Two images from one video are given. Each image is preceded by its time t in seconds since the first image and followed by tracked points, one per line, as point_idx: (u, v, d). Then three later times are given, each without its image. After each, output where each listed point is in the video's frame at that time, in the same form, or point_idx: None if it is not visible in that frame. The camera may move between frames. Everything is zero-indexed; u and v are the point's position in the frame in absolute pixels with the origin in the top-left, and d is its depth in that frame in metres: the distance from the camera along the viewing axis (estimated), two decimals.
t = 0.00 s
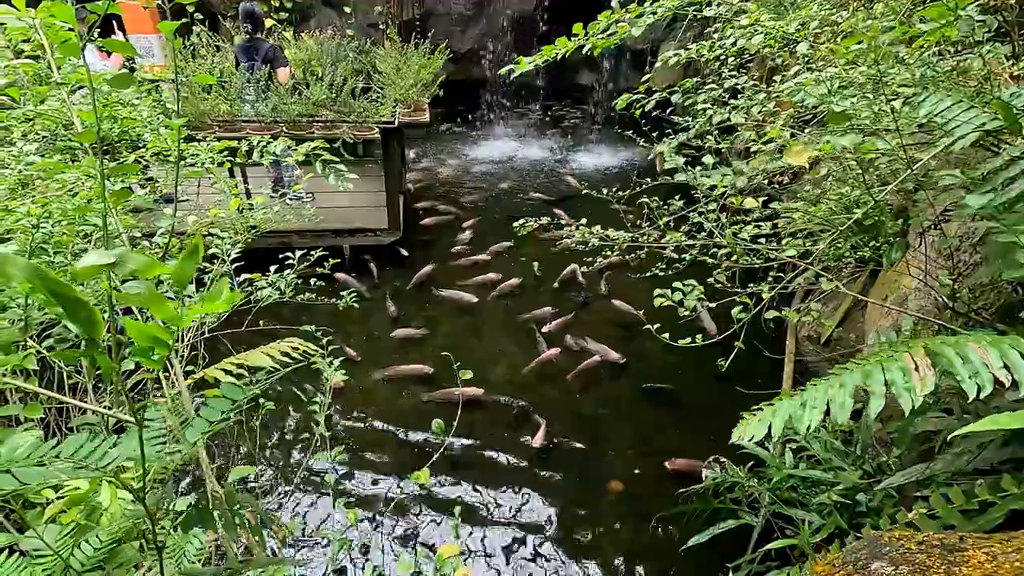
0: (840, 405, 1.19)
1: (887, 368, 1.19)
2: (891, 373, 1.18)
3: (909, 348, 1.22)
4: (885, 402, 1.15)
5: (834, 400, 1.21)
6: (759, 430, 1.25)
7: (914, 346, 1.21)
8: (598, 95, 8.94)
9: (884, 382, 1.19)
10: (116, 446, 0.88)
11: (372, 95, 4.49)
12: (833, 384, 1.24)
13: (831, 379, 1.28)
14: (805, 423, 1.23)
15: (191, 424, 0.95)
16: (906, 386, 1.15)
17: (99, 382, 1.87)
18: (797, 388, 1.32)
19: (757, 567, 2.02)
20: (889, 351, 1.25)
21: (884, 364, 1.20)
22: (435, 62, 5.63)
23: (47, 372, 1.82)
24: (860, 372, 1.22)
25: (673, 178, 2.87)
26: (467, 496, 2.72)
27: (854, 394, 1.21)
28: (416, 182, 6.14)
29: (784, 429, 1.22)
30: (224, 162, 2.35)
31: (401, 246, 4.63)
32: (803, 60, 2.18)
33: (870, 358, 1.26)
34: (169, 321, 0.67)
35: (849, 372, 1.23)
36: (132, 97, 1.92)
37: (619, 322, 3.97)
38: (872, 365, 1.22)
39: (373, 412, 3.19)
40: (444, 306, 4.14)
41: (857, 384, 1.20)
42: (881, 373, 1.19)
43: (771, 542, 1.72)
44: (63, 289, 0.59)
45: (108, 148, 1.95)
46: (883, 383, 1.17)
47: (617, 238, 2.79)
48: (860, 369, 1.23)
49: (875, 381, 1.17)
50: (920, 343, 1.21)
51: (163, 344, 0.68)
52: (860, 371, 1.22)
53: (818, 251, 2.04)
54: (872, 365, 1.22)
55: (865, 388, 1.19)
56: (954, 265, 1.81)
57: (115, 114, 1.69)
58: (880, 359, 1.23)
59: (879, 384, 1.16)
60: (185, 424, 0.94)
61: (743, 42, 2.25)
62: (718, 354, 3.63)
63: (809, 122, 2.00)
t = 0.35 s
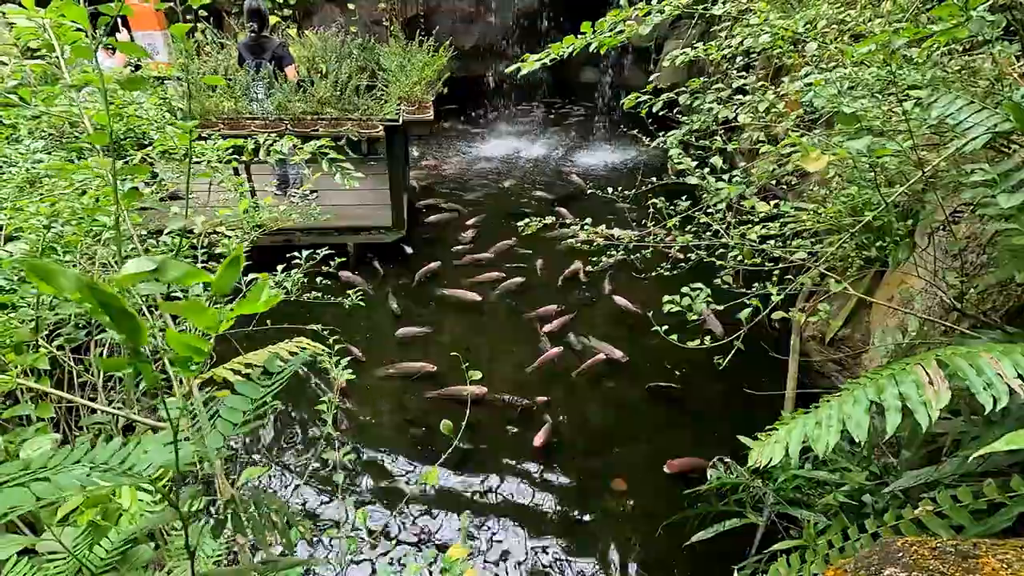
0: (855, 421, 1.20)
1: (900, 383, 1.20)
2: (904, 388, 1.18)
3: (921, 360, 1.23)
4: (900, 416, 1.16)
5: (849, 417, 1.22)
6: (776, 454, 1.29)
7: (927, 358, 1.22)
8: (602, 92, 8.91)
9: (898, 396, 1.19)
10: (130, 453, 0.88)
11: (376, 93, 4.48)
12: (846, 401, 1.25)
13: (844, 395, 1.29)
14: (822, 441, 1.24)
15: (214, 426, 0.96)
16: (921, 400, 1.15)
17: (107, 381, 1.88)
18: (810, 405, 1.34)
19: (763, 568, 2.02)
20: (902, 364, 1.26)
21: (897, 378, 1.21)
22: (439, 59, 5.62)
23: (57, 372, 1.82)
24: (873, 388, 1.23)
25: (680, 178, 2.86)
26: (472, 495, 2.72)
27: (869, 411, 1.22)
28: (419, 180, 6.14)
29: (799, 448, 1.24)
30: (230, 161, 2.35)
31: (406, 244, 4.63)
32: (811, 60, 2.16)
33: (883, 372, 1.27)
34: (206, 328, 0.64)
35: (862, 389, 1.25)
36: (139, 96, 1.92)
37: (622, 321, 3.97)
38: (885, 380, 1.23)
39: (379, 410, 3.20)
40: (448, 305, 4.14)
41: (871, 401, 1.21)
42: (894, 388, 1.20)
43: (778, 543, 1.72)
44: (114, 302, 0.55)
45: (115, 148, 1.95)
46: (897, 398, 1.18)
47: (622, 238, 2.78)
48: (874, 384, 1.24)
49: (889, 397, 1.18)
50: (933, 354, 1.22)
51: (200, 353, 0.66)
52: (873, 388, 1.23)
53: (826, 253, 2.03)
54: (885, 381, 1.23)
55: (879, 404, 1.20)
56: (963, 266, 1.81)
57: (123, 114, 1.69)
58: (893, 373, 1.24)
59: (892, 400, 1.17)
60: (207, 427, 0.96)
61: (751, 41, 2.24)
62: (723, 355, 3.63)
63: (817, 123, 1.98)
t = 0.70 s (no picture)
0: (853, 420, 1.20)
1: (899, 384, 1.20)
2: (902, 389, 1.19)
3: (922, 362, 1.23)
4: (897, 418, 1.16)
5: (847, 415, 1.23)
6: (772, 444, 1.29)
7: (927, 361, 1.22)
8: (603, 92, 8.91)
9: (897, 398, 1.20)
10: (141, 457, 0.90)
11: (378, 91, 4.48)
12: (846, 402, 1.26)
13: (843, 393, 1.29)
14: (819, 436, 1.25)
15: (227, 426, 0.98)
16: (919, 402, 1.16)
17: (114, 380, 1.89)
18: (811, 404, 1.34)
19: (764, 567, 2.03)
20: (902, 365, 1.26)
21: (896, 380, 1.21)
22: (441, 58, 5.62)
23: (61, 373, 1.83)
24: (873, 388, 1.23)
25: (682, 177, 2.86)
26: (474, 494, 2.73)
27: (867, 408, 1.22)
28: (421, 179, 6.14)
29: (798, 447, 1.24)
30: (234, 160, 2.36)
31: (407, 242, 4.63)
32: (814, 60, 2.16)
33: (884, 372, 1.27)
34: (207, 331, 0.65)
35: (862, 387, 1.25)
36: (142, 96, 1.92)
37: (625, 321, 3.98)
38: (885, 381, 1.23)
39: (381, 409, 3.21)
40: (450, 304, 4.14)
41: (869, 401, 1.22)
42: (893, 389, 1.20)
43: (780, 542, 1.73)
44: (110, 309, 0.56)
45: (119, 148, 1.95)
46: (896, 399, 1.18)
47: (625, 237, 2.78)
48: (873, 385, 1.25)
49: (887, 398, 1.18)
50: (933, 357, 1.22)
51: (201, 357, 0.67)
52: (872, 387, 1.24)
53: (829, 253, 2.04)
54: (884, 382, 1.23)
55: (878, 405, 1.20)
56: (965, 267, 1.81)
57: (128, 113, 1.69)
58: (892, 374, 1.24)
59: (891, 401, 1.18)
60: (220, 427, 0.98)
61: (755, 42, 2.24)
62: (726, 355, 3.63)
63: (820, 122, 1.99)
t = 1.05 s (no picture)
0: (852, 434, 1.21)
1: (896, 394, 1.20)
2: (899, 399, 1.19)
3: (917, 369, 1.23)
4: (896, 428, 1.17)
5: (845, 427, 1.23)
6: (775, 460, 1.29)
7: (922, 367, 1.22)
8: (600, 89, 8.90)
9: (894, 408, 1.20)
10: (129, 455, 0.89)
11: (373, 89, 4.46)
12: (844, 411, 1.25)
13: (841, 404, 1.29)
14: (820, 450, 1.25)
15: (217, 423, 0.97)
16: (918, 413, 1.16)
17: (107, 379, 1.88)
18: (809, 415, 1.34)
19: (762, 565, 2.03)
20: (899, 373, 1.26)
21: (893, 390, 1.21)
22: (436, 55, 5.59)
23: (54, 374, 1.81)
24: (870, 399, 1.23)
25: (679, 175, 2.85)
26: (471, 493, 2.72)
27: (865, 421, 1.23)
28: (417, 177, 6.11)
29: (797, 459, 1.24)
30: (227, 157, 2.33)
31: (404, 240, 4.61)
32: (812, 57, 2.16)
33: (880, 382, 1.27)
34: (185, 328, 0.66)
35: (859, 399, 1.25)
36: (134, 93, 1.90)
37: (622, 318, 3.97)
38: (882, 392, 1.23)
39: (379, 407, 3.20)
40: (447, 303, 4.13)
41: (867, 412, 1.22)
42: (890, 399, 1.20)
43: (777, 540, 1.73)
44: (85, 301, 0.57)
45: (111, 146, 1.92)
46: (893, 410, 1.18)
47: (622, 236, 2.77)
48: (871, 395, 1.25)
49: (885, 411, 1.19)
50: (928, 364, 1.22)
51: (181, 352, 0.68)
52: (869, 397, 1.24)
53: (826, 251, 2.03)
54: (881, 392, 1.23)
55: (876, 418, 1.20)
56: (962, 265, 1.81)
57: (120, 110, 1.68)
58: (890, 383, 1.24)
59: (890, 414, 1.18)
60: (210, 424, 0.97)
61: (752, 39, 2.23)
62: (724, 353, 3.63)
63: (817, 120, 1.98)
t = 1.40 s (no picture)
0: (849, 423, 1.21)
1: (893, 383, 1.20)
2: (896, 389, 1.19)
3: (916, 361, 1.23)
4: (892, 418, 1.16)
5: (843, 417, 1.23)
6: (773, 450, 1.29)
7: (920, 359, 1.23)
8: (596, 88, 8.90)
9: (892, 398, 1.20)
10: (129, 455, 0.89)
11: (369, 88, 4.44)
12: (841, 401, 1.25)
13: (839, 393, 1.29)
14: (816, 440, 1.25)
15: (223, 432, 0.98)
16: (914, 402, 1.16)
17: (102, 379, 1.87)
18: (807, 404, 1.34)
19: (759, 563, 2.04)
20: (897, 364, 1.26)
21: (891, 380, 1.21)
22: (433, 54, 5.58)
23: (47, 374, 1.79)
24: (868, 388, 1.23)
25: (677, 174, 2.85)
26: (469, 493, 2.72)
27: (862, 411, 1.22)
28: (414, 176, 6.10)
29: (794, 447, 1.24)
30: (223, 157, 2.32)
31: (400, 240, 4.60)
32: (807, 56, 2.16)
33: (878, 373, 1.27)
34: (206, 328, 0.63)
35: (857, 388, 1.25)
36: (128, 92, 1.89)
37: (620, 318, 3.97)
38: (879, 381, 1.23)
39: (376, 407, 3.20)
40: (445, 302, 4.12)
41: (864, 401, 1.22)
42: (887, 390, 1.20)
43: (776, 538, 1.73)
44: (104, 298, 0.55)
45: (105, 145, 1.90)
46: (891, 400, 1.18)
47: (620, 234, 2.77)
48: (868, 384, 1.25)
49: (882, 399, 1.18)
50: (926, 356, 1.22)
51: (199, 352, 0.64)
52: (867, 388, 1.24)
53: (823, 250, 2.04)
54: (879, 381, 1.23)
55: (873, 405, 1.20)
56: (956, 263, 1.82)
57: (116, 109, 1.67)
58: (887, 373, 1.24)
59: (886, 402, 1.18)
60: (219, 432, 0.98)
61: (747, 38, 2.23)
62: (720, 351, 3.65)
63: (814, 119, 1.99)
